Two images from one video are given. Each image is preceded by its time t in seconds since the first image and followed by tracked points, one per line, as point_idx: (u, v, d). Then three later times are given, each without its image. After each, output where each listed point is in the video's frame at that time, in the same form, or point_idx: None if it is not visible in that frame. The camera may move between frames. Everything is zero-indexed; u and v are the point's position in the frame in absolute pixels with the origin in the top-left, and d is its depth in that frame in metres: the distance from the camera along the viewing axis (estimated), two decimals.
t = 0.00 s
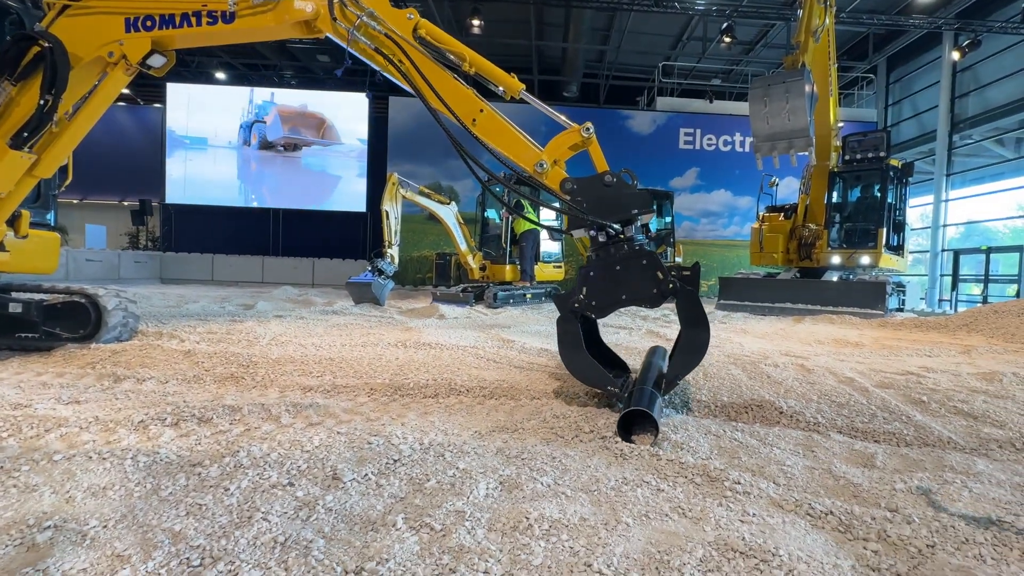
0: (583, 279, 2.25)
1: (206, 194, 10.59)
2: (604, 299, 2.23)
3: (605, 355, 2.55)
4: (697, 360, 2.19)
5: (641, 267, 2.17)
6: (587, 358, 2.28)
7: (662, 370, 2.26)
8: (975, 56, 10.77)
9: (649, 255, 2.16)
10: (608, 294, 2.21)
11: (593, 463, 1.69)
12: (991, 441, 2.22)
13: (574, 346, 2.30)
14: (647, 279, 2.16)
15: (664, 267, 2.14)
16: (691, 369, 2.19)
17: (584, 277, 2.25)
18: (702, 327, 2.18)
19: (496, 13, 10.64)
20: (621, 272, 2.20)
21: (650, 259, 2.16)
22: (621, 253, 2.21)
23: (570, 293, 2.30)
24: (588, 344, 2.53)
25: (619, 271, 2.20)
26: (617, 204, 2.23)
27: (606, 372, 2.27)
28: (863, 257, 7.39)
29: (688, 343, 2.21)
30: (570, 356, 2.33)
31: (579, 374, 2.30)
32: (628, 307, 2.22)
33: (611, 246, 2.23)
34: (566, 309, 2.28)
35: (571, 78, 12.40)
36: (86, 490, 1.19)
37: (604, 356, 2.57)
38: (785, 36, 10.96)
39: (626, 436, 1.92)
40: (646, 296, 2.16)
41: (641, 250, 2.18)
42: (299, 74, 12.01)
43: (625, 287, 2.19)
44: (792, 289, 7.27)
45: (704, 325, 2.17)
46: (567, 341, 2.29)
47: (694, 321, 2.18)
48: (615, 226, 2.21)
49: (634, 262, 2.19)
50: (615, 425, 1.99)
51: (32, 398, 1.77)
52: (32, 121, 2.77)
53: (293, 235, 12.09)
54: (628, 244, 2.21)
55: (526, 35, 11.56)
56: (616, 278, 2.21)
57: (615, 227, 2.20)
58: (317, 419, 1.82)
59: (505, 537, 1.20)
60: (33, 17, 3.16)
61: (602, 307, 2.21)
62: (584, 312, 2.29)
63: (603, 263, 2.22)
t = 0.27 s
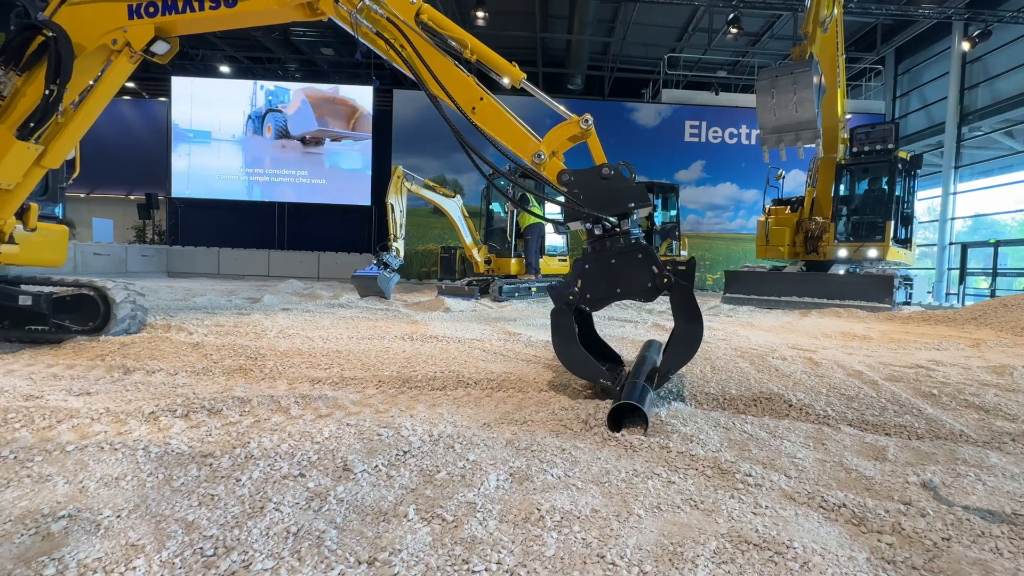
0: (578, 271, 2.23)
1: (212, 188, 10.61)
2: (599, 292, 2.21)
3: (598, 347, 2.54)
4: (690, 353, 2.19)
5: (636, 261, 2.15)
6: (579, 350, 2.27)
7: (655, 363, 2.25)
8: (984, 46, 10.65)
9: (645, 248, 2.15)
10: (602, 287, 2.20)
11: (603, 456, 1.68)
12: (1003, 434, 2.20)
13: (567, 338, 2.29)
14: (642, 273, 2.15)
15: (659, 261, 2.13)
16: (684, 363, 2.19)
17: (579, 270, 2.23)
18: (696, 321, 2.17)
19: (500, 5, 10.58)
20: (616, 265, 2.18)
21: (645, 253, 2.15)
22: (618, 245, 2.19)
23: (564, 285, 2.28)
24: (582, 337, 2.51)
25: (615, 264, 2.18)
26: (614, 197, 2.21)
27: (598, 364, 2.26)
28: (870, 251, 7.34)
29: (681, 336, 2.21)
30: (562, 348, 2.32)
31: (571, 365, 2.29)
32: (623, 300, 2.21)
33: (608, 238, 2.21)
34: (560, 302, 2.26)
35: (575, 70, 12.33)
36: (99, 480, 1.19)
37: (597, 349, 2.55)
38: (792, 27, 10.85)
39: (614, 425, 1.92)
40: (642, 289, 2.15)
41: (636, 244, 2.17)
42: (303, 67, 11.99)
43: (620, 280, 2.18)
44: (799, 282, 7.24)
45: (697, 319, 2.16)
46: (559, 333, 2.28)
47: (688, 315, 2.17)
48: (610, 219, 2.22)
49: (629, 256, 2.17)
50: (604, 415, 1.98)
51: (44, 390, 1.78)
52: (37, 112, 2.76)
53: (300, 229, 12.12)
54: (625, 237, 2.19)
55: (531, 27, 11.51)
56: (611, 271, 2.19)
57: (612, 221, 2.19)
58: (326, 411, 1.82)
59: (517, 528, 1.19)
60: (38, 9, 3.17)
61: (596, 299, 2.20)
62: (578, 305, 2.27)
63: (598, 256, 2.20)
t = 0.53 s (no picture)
0: (573, 265, 2.23)
1: (220, 184, 10.65)
2: (592, 288, 2.20)
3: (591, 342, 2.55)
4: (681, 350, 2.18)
5: (630, 258, 2.14)
6: (571, 344, 2.27)
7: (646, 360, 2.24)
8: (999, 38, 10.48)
9: (640, 244, 2.14)
10: (596, 283, 2.19)
11: (617, 451, 1.67)
12: (1023, 431, 2.17)
13: (559, 332, 2.29)
14: (637, 270, 2.14)
15: (654, 259, 2.11)
16: (676, 360, 2.18)
17: (575, 265, 2.22)
18: (689, 317, 2.15)
19: None
20: (610, 261, 2.17)
21: (641, 249, 2.13)
22: (613, 241, 2.17)
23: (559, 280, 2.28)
24: (575, 331, 2.52)
25: (609, 260, 2.17)
26: (610, 193, 2.19)
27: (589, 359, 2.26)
28: (882, 246, 7.25)
29: (673, 333, 2.19)
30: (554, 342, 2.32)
31: (562, 359, 2.29)
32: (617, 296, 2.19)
33: (603, 234, 2.20)
34: (555, 296, 2.26)
35: (582, 65, 12.27)
36: (118, 474, 1.20)
37: (591, 345, 2.55)
38: (802, 20, 10.73)
39: (601, 420, 1.92)
40: (635, 286, 2.13)
41: (632, 241, 2.15)
42: (311, 63, 12.00)
43: (615, 276, 2.16)
44: (809, 278, 7.17)
45: (690, 316, 2.14)
46: (552, 326, 2.27)
47: (680, 311, 2.15)
48: (608, 215, 2.18)
49: (625, 252, 2.16)
50: (591, 409, 1.98)
51: (62, 383, 1.79)
52: (48, 105, 2.75)
53: (308, 225, 12.14)
54: (621, 233, 2.17)
55: (538, 21, 11.46)
56: (606, 266, 2.17)
57: (608, 216, 2.17)
58: (340, 406, 1.82)
59: (534, 524, 1.19)
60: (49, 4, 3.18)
61: (589, 294, 2.20)
62: (572, 301, 2.27)
63: (593, 251, 2.19)
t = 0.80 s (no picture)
0: (566, 260, 2.20)
1: (232, 183, 10.77)
2: (584, 284, 2.19)
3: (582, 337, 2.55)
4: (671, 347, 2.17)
5: (623, 254, 2.12)
6: (560, 338, 2.27)
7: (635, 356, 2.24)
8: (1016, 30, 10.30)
9: (634, 241, 2.12)
10: (587, 279, 2.17)
11: (633, 448, 1.67)
12: None
13: (551, 327, 2.28)
14: (630, 266, 2.12)
15: (647, 256, 2.09)
16: (666, 358, 2.17)
17: (568, 260, 2.20)
18: (680, 314, 2.13)
19: None
20: (603, 257, 2.15)
21: (634, 246, 2.11)
22: (607, 236, 2.16)
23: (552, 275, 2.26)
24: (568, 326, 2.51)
25: (602, 256, 2.15)
26: (605, 188, 2.20)
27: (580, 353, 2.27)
28: (895, 242, 7.15)
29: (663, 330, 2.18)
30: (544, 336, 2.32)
31: (551, 353, 2.29)
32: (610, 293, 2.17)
33: (597, 229, 2.20)
34: (547, 291, 2.23)
35: (591, 61, 12.22)
36: (141, 468, 1.21)
37: (584, 340, 2.55)
38: (814, 13, 10.61)
39: (587, 409, 1.92)
40: (628, 283, 2.12)
41: (625, 237, 2.14)
42: (321, 61, 12.06)
43: (607, 272, 2.15)
44: (822, 274, 7.10)
45: (681, 313, 2.12)
46: (543, 321, 2.26)
47: (671, 309, 2.13)
48: (601, 210, 2.22)
49: (618, 248, 2.14)
50: (577, 400, 1.98)
51: (83, 379, 1.81)
52: (65, 102, 2.77)
53: (320, 222, 12.20)
54: (615, 229, 2.16)
55: (547, 17, 11.43)
56: (598, 262, 2.16)
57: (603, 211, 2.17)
58: (356, 402, 1.83)
59: (553, 521, 1.18)
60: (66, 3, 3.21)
61: (581, 290, 2.18)
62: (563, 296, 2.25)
63: (586, 246, 2.18)
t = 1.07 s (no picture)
0: (557, 256, 2.21)
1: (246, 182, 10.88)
2: (575, 280, 2.20)
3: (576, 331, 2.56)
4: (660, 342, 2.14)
5: (613, 250, 2.14)
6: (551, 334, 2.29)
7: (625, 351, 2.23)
8: None
9: (624, 238, 2.14)
10: (578, 274, 2.18)
11: (648, 446, 1.66)
12: None
13: (541, 324, 2.30)
14: (619, 263, 2.14)
15: (637, 253, 2.12)
16: (654, 351, 2.15)
17: (559, 256, 2.21)
18: (668, 312, 2.11)
19: None
20: (593, 252, 2.16)
21: (624, 243, 2.13)
22: (599, 232, 2.18)
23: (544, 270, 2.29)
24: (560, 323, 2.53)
25: (593, 252, 2.16)
26: (598, 185, 2.22)
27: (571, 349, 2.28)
28: (911, 240, 7.01)
29: (651, 326, 2.16)
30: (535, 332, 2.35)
31: (541, 348, 2.32)
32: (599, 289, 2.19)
33: (588, 225, 2.22)
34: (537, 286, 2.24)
35: (602, 59, 12.18)
36: (166, 462, 1.23)
37: (576, 336, 2.58)
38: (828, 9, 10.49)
39: (569, 403, 1.92)
40: (618, 280, 2.13)
41: (616, 233, 2.16)
42: (333, 62, 12.13)
43: (597, 268, 2.16)
44: (837, 272, 7.02)
45: (670, 310, 2.11)
46: (533, 317, 2.29)
47: (658, 306, 2.12)
48: (593, 207, 2.23)
49: (609, 245, 2.15)
50: (562, 394, 1.98)
51: (106, 376, 1.85)
52: (86, 101, 2.81)
53: (333, 221, 12.29)
54: (607, 226, 2.18)
55: (558, 16, 11.42)
56: (589, 258, 2.17)
57: (593, 208, 2.21)
58: (372, 399, 1.84)
59: (569, 518, 1.19)
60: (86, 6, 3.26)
61: (570, 285, 2.19)
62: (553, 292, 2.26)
63: (577, 241, 2.21)
